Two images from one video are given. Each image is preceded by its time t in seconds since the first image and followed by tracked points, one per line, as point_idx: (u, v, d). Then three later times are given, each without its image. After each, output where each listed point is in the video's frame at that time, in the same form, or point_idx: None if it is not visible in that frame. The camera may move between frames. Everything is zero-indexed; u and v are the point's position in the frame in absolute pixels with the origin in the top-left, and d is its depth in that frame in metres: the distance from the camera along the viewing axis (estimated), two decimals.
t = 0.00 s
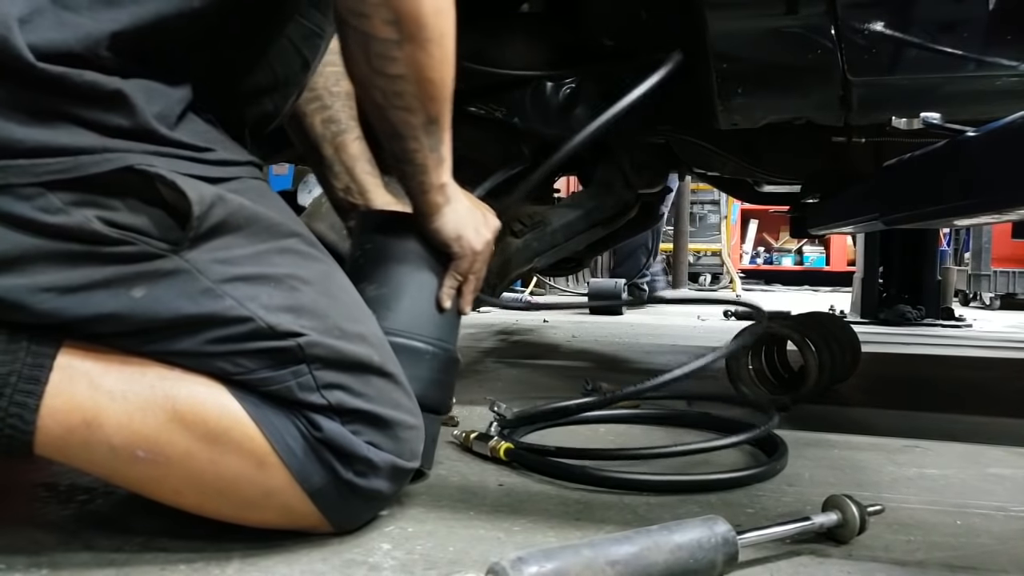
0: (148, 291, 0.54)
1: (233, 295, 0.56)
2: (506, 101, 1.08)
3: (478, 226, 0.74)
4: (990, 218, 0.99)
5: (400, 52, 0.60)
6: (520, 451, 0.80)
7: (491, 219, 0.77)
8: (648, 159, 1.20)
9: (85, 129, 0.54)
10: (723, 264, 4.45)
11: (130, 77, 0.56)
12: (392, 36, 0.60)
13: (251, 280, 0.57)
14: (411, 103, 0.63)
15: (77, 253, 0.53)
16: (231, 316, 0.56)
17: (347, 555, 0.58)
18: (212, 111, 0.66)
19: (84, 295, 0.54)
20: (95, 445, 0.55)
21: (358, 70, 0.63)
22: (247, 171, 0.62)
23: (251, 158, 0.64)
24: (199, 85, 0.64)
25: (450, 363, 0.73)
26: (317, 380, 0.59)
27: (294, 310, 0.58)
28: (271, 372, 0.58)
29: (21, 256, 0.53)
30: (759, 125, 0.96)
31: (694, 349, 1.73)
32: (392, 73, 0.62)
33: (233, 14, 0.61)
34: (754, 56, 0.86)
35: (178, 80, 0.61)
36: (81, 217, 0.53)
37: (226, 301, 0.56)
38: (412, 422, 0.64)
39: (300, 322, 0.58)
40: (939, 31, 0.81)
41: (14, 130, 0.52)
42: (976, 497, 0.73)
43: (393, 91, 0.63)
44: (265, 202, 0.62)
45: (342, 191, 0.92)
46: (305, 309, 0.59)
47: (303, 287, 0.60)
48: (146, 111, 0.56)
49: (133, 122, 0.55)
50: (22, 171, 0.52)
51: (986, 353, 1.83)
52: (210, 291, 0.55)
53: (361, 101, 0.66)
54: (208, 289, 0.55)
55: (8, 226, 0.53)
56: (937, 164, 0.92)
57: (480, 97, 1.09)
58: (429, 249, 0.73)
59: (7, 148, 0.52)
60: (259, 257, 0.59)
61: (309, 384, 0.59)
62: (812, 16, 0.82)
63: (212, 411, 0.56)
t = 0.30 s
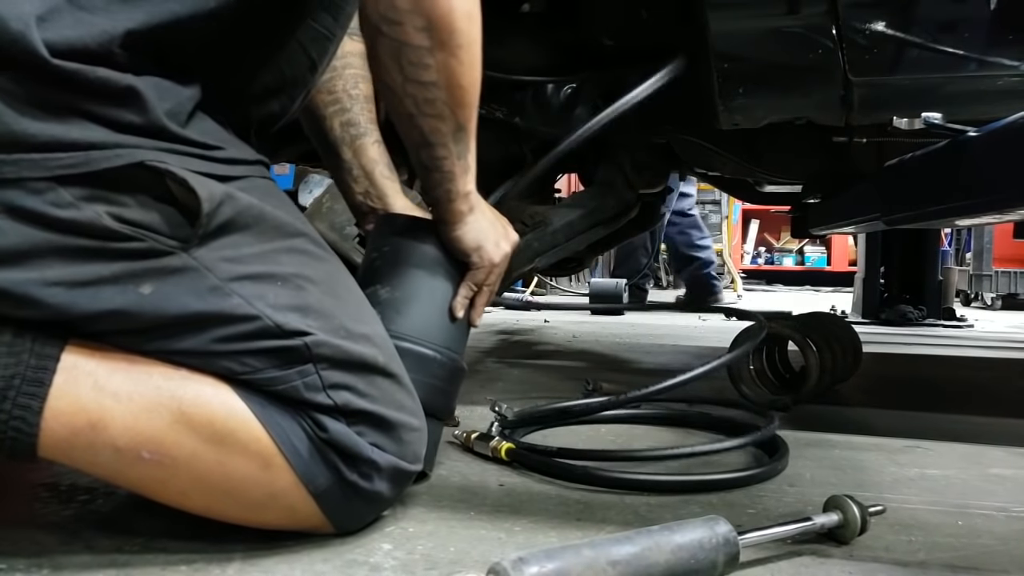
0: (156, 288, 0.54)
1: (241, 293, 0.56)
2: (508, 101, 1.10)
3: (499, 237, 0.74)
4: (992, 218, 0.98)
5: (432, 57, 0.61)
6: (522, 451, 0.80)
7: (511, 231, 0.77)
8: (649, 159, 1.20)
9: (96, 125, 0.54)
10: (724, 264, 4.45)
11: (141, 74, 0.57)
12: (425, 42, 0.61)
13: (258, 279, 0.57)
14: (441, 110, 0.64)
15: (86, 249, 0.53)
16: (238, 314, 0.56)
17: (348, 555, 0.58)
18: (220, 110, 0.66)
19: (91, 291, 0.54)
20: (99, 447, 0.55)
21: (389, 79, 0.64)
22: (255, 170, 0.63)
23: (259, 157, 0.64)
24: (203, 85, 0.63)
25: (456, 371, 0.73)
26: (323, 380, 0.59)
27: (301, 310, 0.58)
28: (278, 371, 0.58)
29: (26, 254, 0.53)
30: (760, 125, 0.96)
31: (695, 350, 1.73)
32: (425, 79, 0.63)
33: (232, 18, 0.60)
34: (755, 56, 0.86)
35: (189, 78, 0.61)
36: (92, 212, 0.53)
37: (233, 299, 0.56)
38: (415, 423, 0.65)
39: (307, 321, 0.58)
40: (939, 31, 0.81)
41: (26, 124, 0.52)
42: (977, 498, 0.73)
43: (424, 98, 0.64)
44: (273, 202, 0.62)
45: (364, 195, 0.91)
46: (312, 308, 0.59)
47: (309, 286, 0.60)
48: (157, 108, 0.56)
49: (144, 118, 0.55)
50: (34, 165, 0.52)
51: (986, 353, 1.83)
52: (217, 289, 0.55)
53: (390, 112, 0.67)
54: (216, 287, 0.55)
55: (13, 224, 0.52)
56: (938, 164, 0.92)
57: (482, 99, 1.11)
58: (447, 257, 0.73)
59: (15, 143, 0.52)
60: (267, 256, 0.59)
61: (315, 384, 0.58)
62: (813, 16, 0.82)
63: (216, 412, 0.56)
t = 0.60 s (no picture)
0: (155, 287, 0.54)
1: (239, 293, 0.56)
2: (507, 101, 1.09)
3: (501, 239, 0.74)
4: (993, 218, 0.99)
5: (430, 58, 0.61)
6: (524, 452, 0.80)
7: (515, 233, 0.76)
8: (650, 160, 1.20)
9: (96, 124, 0.54)
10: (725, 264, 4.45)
11: (142, 74, 0.57)
12: (422, 43, 0.61)
13: (256, 279, 0.57)
14: (440, 111, 0.64)
15: (86, 248, 0.53)
16: (237, 314, 0.56)
17: (349, 555, 0.58)
18: (226, 117, 0.66)
19: (91, 290, 0.54)
20: (98, 443, 0.55)
21: (387, 79, 0.64)
22: (258, 170, 0.63)
23: (262, 158, 0.64)
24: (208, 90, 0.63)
25: (458, 374, 0.73)
26: (320, 380, 0.59)
27: (298, 311, 0.58)
28: (274, 371, 0.58)
29: (26, 252, 0.53)
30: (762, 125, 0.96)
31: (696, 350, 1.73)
32: (423, 80, 0.63)
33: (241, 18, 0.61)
34: (756, 55, 0.86)
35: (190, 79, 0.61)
36: (92, 211, 0.53)
37: (231, 299, 0.56)
38: (416, 424, 0.65)
39: (304, 322, 0.58)
40: (941, 31, 0.81)
41: (28, 122, 0.52)
42: (979, 498, 0.73)
43: (422, 98, 0.64)
44: (274, 202, 0.62)
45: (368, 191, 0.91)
46: (309, 309, 0.59)
47: (309, 287, 0.60)
48: (158, 107, 0.56)
49: (144, 117, 0.55)
50: (35, 164, 0.52)
51: (988, 353, 1.83)
52: (216, 289, 0.56)
53: (387, 114, 0.67)
54: (215, 287, 0.56)
55: (12, 222, 0.52)
56: (940, 165, 0.92)
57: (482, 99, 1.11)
58: (450, 258, 0.73)
59: (16, 140, 0.52)
60: (267, 257, 0.59)
61: (313, 384, 0.59)
62: (814, 15, 0.82)
63: (215, 409, 0.56)
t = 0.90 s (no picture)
0: (148, 291, 0.55)
1: (233, 295, 0.56)
2: (507, 101, 1.08)
3: (501, 236, 0.75)
4: (995, 218, 0.98)
5: (434, 60, 0.61)
6: (524, 452, 0.80)
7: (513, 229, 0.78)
8: (650, 160, 1.21)
9: (87, 131, 0.55)
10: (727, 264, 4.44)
11: (137, 79, 0.57)
12: (425, 45, 0.60)
13: (250, 280, 0.57)
14: (444, 111, 0.64)
15: (79, 253, 0.54)
16: (230, 317, 0.56)
17: (349, 554, 0.58)
18: (216, 119, 0.65)
19: (86, 294, 0.54)
20: (95, 439, 0.55)
21: (388, 81, 0.63)
22: (251, 172, 0.63)
23: (256, 160, 0.64)
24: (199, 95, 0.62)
25: (456, 373, 0.73)
26: (314, 378, 0.59)
27: (293, 311, 0.59)
28: (267, 369, 0.58)
29: (25, 255, 0.53)
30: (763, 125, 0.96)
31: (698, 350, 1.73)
32: (426, 82, 0.62)
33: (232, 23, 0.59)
34: (756, 55, 0.86)
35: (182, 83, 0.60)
36: (82, 218, 0.53)
37: (224, 302, 0.56)
38: (414, 422, 0.65)
39: (298, 323, 0.58)
40: (943, 31, 0.81)
41: (18, 133, 0.53)
42: (980, 498, 0.73)
43: (425, 100, 0.63)
44: (268, 203, 0.62)
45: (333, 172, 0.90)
46: (303, 309, 0.59)
47: (303, 287, 0.60)
48: (147, 113, 0.56)
49: (132, 125, 0.55)
50: (23, 173, 0.53)
51: (990, 353, 1.83)
52: (209, 292, 0.56)
53: (388, 114, 0.66)
54: (208, 290, 0.56)
55: (9, 226, 0.53)
56: (942, 164, 0.92)
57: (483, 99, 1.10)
58: (451, 258, 0.73)
59: (7, 150, 0.52)
60: (259, 259, 0.59)
61: (306, 382, 0.59)
62: (814, 16, 0.82)
63: (211, 404, 0.57)
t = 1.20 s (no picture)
0: (150, 291, 0.55)
1: (234, 294, 0.57)
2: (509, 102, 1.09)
3: (501, 236, 0.75)
4: (996, 218, 0.98)
5: (439, 58, 0.61)
6: (526, 452, 0.80)
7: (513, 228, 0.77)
8: (652, 161, 1.21)
9: (89, 133, 0.55)
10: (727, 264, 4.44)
11: (139, 79, 0.57)
12: (429, 43, 0.60)
13: (251, 280, 0.58)
14: (449, 110, 0.64)
15: (82, 253, 0.54)
16: (232, 316, 0.56)
17: (351, 554, 0.58)
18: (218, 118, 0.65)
19: (89, 294, 0.55)
20: (96, 438, 0.55)
21: (393, 79, 0.63)
22: (254, 172, 0.63)
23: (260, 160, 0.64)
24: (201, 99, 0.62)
25: (456, 372, 0.73)
26: (315, 377, 0.59)
27: (294, 311, 0.59)
28: (268, 368, 0.58)
29: (33, 253, 0.53)
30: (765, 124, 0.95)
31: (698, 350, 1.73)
32: (430, 81, 0.62)
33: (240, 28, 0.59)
34: (757, 55, 0.85)
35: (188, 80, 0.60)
36: (85, 218, 0.53)
37: (226, 302, 0.56)
38: (415, 422, 0.65)
39: (300, 322, 0.58)
40: (945, 31, 0.81)
41: (19, 134, 0.52)
42: (982, 498, 0.73)
43: (429, 98, 0.63)
44: (269, 203, 0.63)
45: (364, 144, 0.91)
46: (305, 309, 0.59)
47: (304, 287, 0.60)
48: (150, 115, 0.56)
49: (134, 126, 0.55)
50: (28, 173, 0.53)
51: (991, 354, 1.83)
52: (210, 291, 0.56)
53: (392, 112, 0.66)
54: (210, 289, 0.56)
55: (13, 225, 0.53)
56: (943, 164, 0.91)
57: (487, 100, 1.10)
58: (452, 255, 0.73)
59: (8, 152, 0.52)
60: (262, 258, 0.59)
61: (307, 381, 0.59)
62: (816, 15, 0.82)
63: (213, 402, 0.57)
